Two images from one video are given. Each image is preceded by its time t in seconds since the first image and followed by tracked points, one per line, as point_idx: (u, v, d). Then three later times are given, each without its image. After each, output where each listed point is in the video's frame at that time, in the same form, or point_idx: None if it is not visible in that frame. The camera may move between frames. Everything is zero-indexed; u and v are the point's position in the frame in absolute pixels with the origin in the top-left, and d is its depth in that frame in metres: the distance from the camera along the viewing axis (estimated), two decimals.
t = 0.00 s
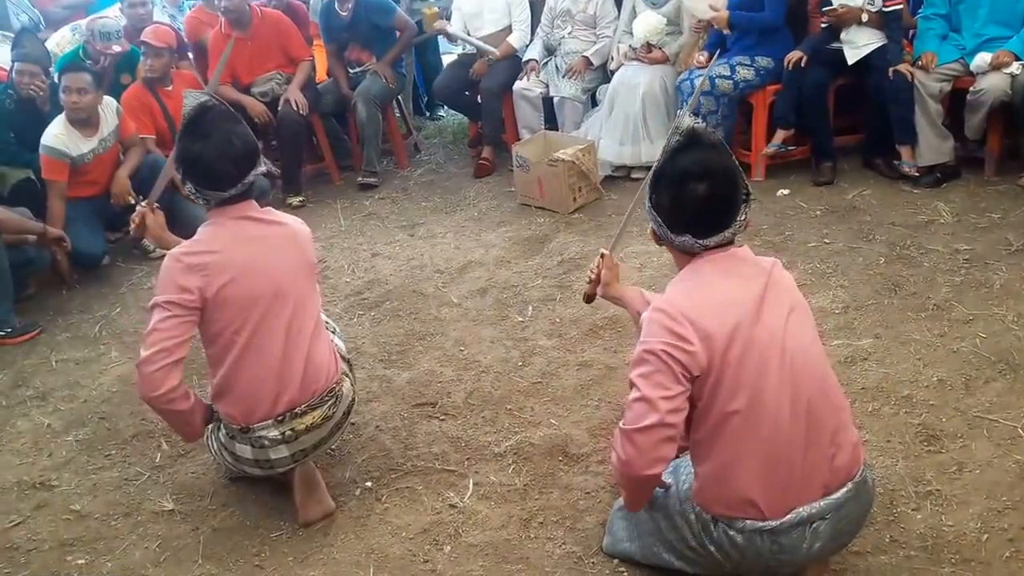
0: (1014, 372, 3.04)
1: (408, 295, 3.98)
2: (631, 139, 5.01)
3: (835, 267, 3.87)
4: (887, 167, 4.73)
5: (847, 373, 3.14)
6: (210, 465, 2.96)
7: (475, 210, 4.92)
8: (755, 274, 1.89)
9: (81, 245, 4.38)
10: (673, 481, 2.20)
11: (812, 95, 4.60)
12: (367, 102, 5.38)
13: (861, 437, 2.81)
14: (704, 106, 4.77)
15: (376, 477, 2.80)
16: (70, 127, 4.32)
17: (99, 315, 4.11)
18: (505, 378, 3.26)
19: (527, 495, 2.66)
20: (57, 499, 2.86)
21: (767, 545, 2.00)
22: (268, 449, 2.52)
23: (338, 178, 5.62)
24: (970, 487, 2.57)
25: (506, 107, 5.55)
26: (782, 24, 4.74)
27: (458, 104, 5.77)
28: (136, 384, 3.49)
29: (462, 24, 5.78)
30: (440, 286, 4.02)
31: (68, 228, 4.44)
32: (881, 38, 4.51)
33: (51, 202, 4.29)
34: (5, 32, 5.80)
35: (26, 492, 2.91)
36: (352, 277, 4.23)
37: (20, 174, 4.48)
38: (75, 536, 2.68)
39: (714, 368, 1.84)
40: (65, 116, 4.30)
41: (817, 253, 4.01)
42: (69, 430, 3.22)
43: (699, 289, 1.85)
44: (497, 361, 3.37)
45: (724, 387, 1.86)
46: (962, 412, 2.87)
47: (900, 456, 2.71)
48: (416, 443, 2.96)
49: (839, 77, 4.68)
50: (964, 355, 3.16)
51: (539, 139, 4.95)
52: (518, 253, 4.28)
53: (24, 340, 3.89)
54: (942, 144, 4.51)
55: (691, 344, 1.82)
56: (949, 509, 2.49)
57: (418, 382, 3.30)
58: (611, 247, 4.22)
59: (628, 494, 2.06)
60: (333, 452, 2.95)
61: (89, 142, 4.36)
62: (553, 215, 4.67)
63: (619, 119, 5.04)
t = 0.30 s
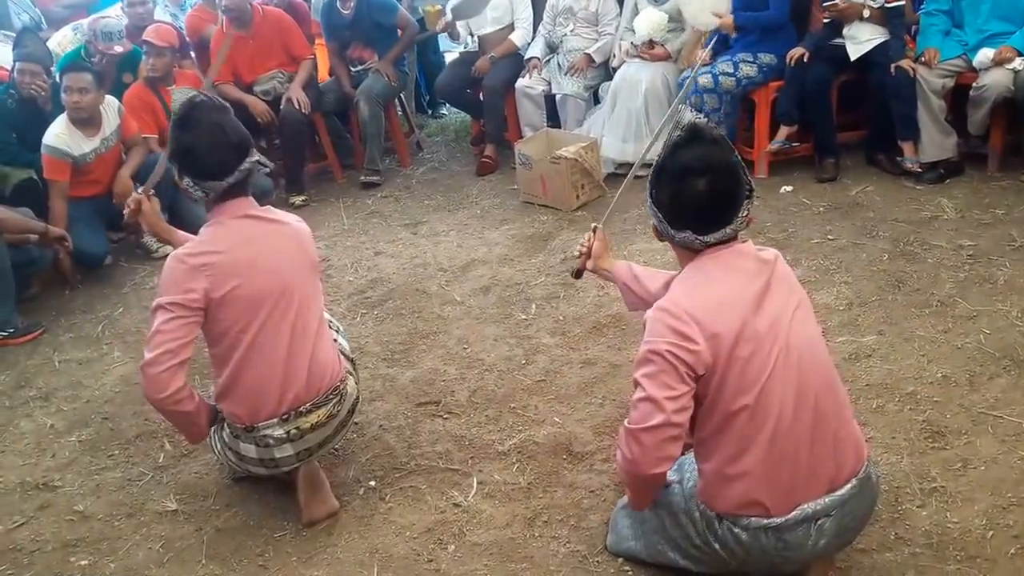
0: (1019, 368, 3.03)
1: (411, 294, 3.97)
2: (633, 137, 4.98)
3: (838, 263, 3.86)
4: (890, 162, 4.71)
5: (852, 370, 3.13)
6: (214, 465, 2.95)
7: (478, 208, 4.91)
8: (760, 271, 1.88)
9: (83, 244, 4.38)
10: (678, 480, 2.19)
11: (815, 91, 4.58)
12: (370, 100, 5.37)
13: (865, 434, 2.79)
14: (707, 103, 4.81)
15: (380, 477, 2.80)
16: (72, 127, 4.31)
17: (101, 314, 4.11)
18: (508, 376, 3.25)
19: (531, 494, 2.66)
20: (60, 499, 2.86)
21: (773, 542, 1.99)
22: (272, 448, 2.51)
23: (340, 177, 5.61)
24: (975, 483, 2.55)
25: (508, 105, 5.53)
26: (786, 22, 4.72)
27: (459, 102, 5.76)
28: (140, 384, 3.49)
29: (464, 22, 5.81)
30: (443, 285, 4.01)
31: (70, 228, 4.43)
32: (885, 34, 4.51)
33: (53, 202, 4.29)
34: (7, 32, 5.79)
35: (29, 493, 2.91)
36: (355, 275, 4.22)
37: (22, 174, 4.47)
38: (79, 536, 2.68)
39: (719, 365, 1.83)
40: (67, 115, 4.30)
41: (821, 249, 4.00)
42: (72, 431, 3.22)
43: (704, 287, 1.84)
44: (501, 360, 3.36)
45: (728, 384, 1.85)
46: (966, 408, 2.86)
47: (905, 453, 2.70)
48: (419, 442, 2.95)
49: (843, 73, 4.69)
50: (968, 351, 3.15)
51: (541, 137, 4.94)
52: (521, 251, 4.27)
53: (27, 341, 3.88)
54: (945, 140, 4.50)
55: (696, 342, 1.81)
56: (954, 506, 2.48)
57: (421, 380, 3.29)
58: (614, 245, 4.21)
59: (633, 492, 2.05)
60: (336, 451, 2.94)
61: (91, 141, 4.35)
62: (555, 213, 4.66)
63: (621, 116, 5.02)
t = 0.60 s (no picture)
0: None
1: (414, 293, 3.96)
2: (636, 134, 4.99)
3: (842, 261, 3.84)
4: (893, 160, 4.69)
5: (856, 368, 3.11)
6: (217, 465, 2.95)
7: (481, 207, 4.90)
8: (764, 268, 1.86)
9: (85, 245, 4.36)
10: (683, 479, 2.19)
11: (818, 88, 4.57)
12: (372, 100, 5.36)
13: (870, 433, 2.78)
14: (710, 102, 4.77)
15: (383, 477, 2.79)
16: (74, 128, 4.30)
17: (104, 315, 4.10)
18: (512, 376, 3.24)
19: (535, 493, 2.65)
20: (64, 501, 2.85)
21: (778, 541, 1.98)
22: (275, 448, 2.50)
23: (343, 177, 5.60)
24: (981, 481, 2.54)
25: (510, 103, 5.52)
26: (789, 20, 4.72)
27: (461, 102, 5.75)
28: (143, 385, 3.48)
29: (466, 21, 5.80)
30: (446, 284, 4.00)
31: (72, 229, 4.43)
32: (888, 31, 4.50)
33: (55, 203, 4.29)
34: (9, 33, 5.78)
35: (33, 495, 2.90)
36: (358, 275, 4.22)
37: (24, 175, 4.47)
38: (82, 538, 2.68)
39: (725, 364, 1.83)
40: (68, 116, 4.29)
41: (824, 247, 3.98)
42: (75, 432, 3.21)
43: (708, 286, 1.83)
44: (505, 359, 3.35)
45: (734, 383, 1.84)
46: (971, 406, 2.85)
47: (910, 451, 2.69)
48: (423, 442, 2.94)
49: (845, 71, 4.68)
50: (972, 348, 3.14)
51: (544, 136, 4.94)
52: (524, 250, 4.26)
53: (30, 342, 3.88)
54: (948, 137, 4.48)
55: (702, 341, 1.80)
56: (959, 504, 2.47)
57: (425, 380, 3.28)
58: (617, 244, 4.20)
59: (638, 491, 2.04)
60: (340, 451, 2.94)
61: (93, 142, 4.34)
62: (558, 212, 4.65)
63: (624, 115, 5.03)
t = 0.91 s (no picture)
0: None
1: (418, 298, 3.95)
2: (638, 139, 4.95)
3: (847, 264, 3.83)
4: (897, 162, 4.68)
5: (862, 372, 3.09)
6: (221, 473, 2.94)
7: (484, 212, 4.89)
8: (762, 272, 1.85)
9: (89, 252, 4.37)
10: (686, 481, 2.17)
11: (823, 91, 4.56)
12: (376, 106, 5.36)
13: (877, 437, 2.76)
14: (713, 106, 4.77)
15: (387, 484, 2.78)
16: (79, 135, 4.31)
17: (108, 322, 4.10)
18: (517, 381, 3.23)
19: (541, 500, 2.63)
20: (67, 510, 2.84)
21: (785, 546, 1.95)
22: (281, 452, 2.49)
23: (346, 183, 5.60)
24: (988, 485, 2.52)
25: (513, 108, 5.51)
26: (787, 22, 4.69)
27: (464, 107, 5.74)
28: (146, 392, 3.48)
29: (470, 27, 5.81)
30: (450, 289, 3.99)
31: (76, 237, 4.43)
32: (892, 33, 4.50)
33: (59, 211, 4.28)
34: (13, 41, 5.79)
35: (35, 503, 2.89)
36: (362, 281, 4.21)
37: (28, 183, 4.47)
38: (85, 547, 2.66)
39: (723, 370, 1.81)
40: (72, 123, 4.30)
41: (829, 250, 3.97)
42: (79, 440, 3.21)
43: (705, 292, 1.82)
44: (509, 365, 3.34)
45: (732, 389, 1.83)
46: (978, 410, 2.83)
47: (917, 456, 2.67)
48: (427, 449, 2.93)
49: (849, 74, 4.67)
50: (979, 351, 3.12)
51: (547, 140, 4.92)
52: (527, 255, 4.25)
53: (34, 350, 3.88)
54: (953, 139, 4.45)
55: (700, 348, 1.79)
56: (967, 509, 2.44)
57: (429, 386, 3.27)
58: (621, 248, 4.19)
59: (641, 499, 2.03)
60: (343, 459, 2.92)
61: (97, 149, 4.35)
62: (562, 216, 4.64)
63: (626, 121, 4.99)
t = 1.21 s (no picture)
0: None
1: (424, 311, 3.94)
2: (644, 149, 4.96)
3: (854, 276, 3.81)
4: (903, 174, 4.66)
5: (870, 385, 3.06)
6: (226, 487, 2.93)
7: (490, 224, 4.89)
8: (720, 239, 1.91)
9: (94, 265, 4.37)
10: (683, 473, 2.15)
11: (828, 103, 4.55)
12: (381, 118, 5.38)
13: (886, 451, 2.74)
14: (718, 118, 4.75)
15: (392, 499, 2.76)
16: (85, 149, 4.32)
17: (113, 336, 4.10)
18: (523, 395, 3.21)
19: (547, 515, 2.61)
20: (70, 525, 2.83)
21: (782, 504, 1.91)
22: (285, 456, 2.46)
23: (352, 195, 5.60)
24: (998, 499, 2.49)
25: (519, 121, 5.52)
26: (795, 33, 4.72)
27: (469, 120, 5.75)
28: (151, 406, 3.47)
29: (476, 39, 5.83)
30: (455, 302, 3.98)
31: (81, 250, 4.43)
32: (898, 43, 4.50)
33: (64, 224, 4.29)
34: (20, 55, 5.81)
35: (39, 519, 2.88)
36: (367, 294, 4.20)
37: (34, 196, 4.48)
38: (89, 563, 2.65)
39: (691, 329, 1.83)
40: (78, 137, 4.31)
41: (835, 262, 3.95)
42: (83, 454, 3.20)
43: (668, 260, 1.86)
44: (515, 378, 3.32)
45: (703, 348, 1.84)
46: (987, 422, 2.80)
47: (926, 469, 2.64)
48: (433, 463, 2.91)
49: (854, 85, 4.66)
50: (987, 364, 3.09)
51: (552, 152, 4.92)
52: (533, 267, 4.24)
53: (39, 364, 3.87)
54: (958, 150, 4.43)
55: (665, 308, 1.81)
56: (978, 523, 2.42)
57: (435, 400, 3.25)
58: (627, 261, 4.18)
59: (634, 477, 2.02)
60: (348, 473, 2.91)
61: (103, 162, 4.36)
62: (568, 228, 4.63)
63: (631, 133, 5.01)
